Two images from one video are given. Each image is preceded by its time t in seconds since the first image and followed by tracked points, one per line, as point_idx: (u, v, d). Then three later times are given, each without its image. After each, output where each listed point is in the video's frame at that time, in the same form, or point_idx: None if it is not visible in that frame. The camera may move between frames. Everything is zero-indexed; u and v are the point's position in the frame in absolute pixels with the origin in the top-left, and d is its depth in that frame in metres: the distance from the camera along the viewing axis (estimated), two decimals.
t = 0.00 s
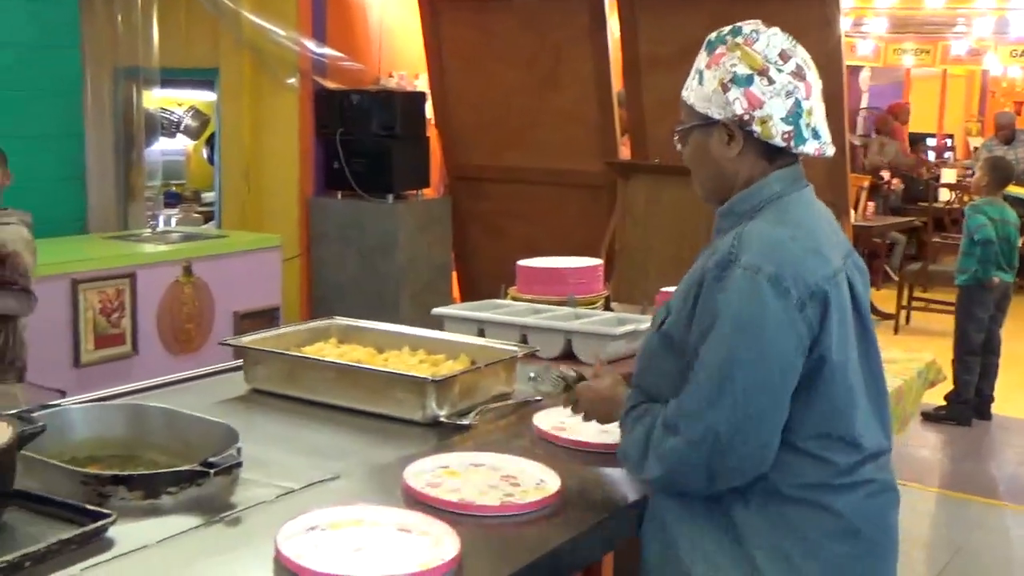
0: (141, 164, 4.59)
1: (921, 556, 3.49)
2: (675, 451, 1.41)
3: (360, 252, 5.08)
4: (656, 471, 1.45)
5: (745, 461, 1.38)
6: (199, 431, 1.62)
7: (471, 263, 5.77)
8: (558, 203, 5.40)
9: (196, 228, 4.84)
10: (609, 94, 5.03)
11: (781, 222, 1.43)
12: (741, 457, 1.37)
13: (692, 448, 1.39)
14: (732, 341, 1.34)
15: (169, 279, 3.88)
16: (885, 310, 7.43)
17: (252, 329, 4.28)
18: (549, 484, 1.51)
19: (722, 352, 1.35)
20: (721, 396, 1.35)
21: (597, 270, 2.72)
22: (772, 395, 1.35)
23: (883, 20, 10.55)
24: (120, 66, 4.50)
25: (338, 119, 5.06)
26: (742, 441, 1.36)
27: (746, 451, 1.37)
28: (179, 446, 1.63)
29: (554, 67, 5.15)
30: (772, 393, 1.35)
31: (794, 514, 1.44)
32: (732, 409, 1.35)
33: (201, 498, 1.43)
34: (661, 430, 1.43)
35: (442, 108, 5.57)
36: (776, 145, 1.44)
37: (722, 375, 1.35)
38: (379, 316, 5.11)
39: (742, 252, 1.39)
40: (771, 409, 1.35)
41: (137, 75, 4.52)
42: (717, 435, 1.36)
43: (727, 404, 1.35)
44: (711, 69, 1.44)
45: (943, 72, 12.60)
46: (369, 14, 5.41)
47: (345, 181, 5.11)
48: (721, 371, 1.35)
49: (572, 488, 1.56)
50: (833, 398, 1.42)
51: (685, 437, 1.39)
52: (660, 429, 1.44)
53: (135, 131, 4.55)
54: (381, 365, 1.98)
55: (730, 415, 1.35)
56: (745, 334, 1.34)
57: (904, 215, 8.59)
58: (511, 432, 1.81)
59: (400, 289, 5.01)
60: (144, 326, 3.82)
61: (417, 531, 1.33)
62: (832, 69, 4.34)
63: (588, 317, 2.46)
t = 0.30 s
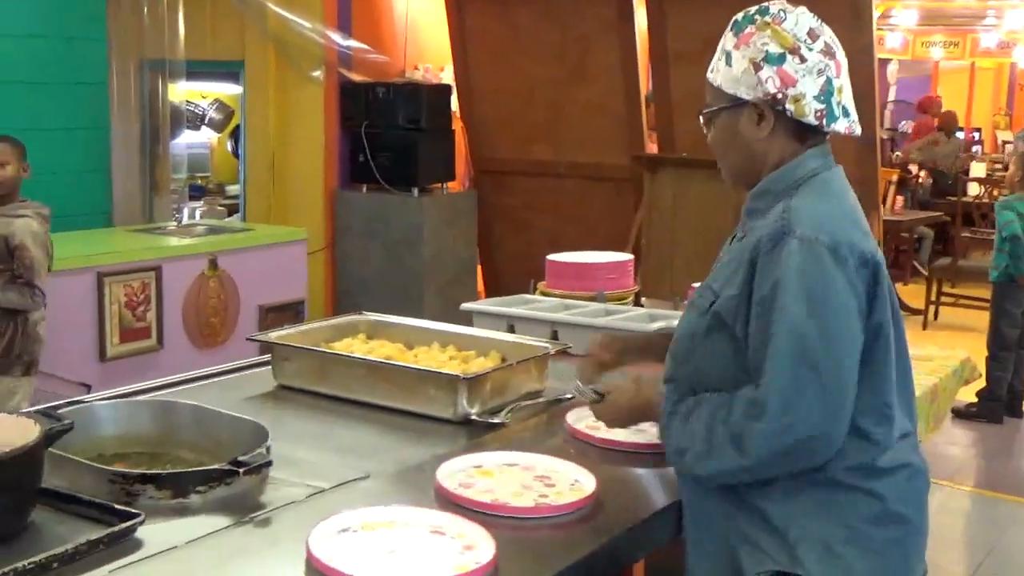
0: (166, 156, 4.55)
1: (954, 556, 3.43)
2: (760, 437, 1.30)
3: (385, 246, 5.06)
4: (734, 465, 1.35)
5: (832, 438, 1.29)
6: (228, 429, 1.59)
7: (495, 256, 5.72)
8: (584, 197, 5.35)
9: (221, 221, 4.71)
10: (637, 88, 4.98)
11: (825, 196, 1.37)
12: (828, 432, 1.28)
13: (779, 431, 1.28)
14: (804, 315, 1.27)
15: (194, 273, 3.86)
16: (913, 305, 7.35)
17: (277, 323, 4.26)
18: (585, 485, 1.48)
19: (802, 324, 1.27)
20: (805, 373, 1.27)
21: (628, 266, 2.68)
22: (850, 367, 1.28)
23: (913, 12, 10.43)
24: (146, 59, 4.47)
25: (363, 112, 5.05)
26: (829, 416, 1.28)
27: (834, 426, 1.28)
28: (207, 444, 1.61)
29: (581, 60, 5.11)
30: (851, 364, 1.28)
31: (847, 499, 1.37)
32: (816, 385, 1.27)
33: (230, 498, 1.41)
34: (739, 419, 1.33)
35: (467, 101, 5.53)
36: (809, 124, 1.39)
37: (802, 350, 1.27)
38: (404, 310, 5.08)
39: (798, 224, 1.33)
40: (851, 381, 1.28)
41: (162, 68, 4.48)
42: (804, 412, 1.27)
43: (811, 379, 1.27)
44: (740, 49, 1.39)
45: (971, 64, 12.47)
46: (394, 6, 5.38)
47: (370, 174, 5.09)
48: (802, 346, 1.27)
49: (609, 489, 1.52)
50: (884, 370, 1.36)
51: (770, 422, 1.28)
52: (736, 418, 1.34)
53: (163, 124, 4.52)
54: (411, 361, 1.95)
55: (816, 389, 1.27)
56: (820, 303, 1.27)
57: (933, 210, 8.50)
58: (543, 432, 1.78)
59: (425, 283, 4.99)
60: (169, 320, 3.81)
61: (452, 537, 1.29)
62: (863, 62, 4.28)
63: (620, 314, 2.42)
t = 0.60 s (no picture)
0: (155, 162, 4.49)
1: (948, 566, 3.41)
2: (775, 445, 1.27)
3: (375, 252, 5.03)
4: (751, 476, 1.32)
5: (843, 436, 1.27)
6: (219, 444, 1.56)
7: (485, 262, 5.69)
8: (576, 203, 5.34)
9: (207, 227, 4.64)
10: (628, 93, 4.96)
11: (802, 201, 1.37)
12: (839, 431, 1.27)
13: (793, 435, 1.26)
14: (806, 319, 1.26)
15: (183, 280, 3.83)
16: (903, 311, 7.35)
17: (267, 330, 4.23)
18: (583, 502, 1.45)
19: (803, 325, 1.25)
20: (811, 373, 1.25)
21: (623, 274, 2.65)
22: (852, 363, 1.27)
23: (903, 17, 10.44)
24: (135, 63, 4.40)
25: (353, 117, 5.02)
26: (839, 414, 1.26)
27: (844, 425, 1.27)
28: (198, 459, 1.58)
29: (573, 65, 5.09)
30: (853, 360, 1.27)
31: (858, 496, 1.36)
32: (823, 384, 1.25)
33: (221, 516, 1.38)
34: (750, 429, 1.30)
35: (458, 106, 5.51)
36: (777, 136, 1.38)
37: (804, 352, 1.25)
38: (393, 317, 5.05)
39: (782, 229, 1.32)
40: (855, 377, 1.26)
41: (151, 72, 4.39)
42: (817, 413, 1.25)
43: (819, 379, 1.25)
44: (702, 67, 1.38)
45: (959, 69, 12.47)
46: (384, 11, 5.35)
47: (360, 180, 5.06)
48: (803, 347, 1.25)
49: (607, 505, 1.50)
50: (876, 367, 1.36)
51: (782, 428, 1.26)
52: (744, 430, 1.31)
53: (150, 130, 4.44)
54: (405, 373, 1.93)
55: (823, 389, 1.25)
56: (819, 303, 1.26)
57: (923, 215, 8.50)
58: (538, 446, 1.75)
59: (414, 290, 4.96)
60: (158, 327, 3.78)
61: (449, 555, 1.26)
62: (855, 69, 4.26)
63: (615, 323, 2.40)
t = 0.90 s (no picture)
0: (142, 198, 4.57)
1: None
2: (682, 475, 1.29)
3: (363, 288, 5.02)
4: (662, 508, 1.32)
5: (760, 480, 1.27)
6: (208, 485, 1.54)
7: (472, 297, 5.68)
8: (563, 237, 5.35)
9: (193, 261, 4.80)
10: (615, 129, 4.98)
11: (767, 243, 1.36)
12: (757, 475, 1.26)
13: (704, 472, 1.26)
14: (733, 355, 1.26)
15: (170, 316, 3.81)
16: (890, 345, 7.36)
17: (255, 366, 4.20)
18: (576, 542, 1.44)
19: (727, 364, 1.26)
20: (729, 413, 1.26)
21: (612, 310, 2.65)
22: (782, 404, 1.26)
23: (886, 53, 10.53)
24: (122, 99, 4.45)
25: (341, 153, 5.02)
26: (752, 455, 1.26)
27: (762, 470, 1.26)
28: (186, 499, 1.56)
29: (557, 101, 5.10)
30: (784, 405, 1.25)
31: (808, 541, 1.35)
32: (739, 427, 1.25)
33: (210, 558, 1.36)
34: (665, 462, 1.32)
35: (444, 141, 5.51)
36: (749, 177, 1.39)
37: (725, 392, 1.26)
38: (381, 352, 5.04)
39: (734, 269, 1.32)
40: (781, 422, 1.25)
41: (139, 109, 4.49)
42: (731, 453, 1.25)
43: (737, 421, 1.25)
44: (672, 112, 1.38)
45: (942, 105, 12.50)
46: (371, 47, 5.36)
47: (348, 215, 5.06)
48: (725, 383, 1.26)
49: (600, 546, 1.49)
50: (837, 416, 1.33)
51: (692, 463, 1.28)
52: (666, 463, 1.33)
53: (137, 165, 4.51)
54: (395, 412, 1.92)
55: (739, 428, 1.25)
56: (751, 342, 1.26)
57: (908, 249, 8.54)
58: (531, 485, 1.74)
59: (402, 325, 4.95)
60: (145, 363, 3.76)
61: None
62: (841, 105, 4.28)
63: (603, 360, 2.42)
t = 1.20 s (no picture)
0: (177, 212, 4.55)
1: None
2: (722, 492, 1.28)
3: (396, 301, 5.03)
4: (701, 525, 1.32)
5: (801, 497, 1.26)
6: (246, 497, 1.55)
7: (506, 310, 5.69)
8: (598, 250, 5.34)
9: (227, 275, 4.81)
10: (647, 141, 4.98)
11: (802, 255, 1.36)
12: (798, 492, 1.25)
13: (743, 488, 1.26)
14: (773, 372, 1.26)
15: (205, 330, 3.84)
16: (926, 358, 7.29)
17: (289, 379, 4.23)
18: (613, 556, 1.43)
19: (766, 379, 1.26)
20: (768, 429, 1.25)
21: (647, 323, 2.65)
22: (823, 420, 1.25)
23: (920, 65, 10.44)
24: (158, 114, 4.46)
25: (374, 166, 5.05)
26: (793, 472, 1.25)
27: (803, 486, 1.25)
28: (225, 511, 1.57)
29: (590, 114, 5.10)
30: (825, 420, 1.25)
31: (847, 557, 1.34)
32: (778, 444, 1.24)
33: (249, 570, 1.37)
34: (701, 477, 1.32)
35: (476, 155, 5.51)
36: (786, 189, 1.39)
37: (764, 408, 1.26)
38: (414, 365, 5.05)
39: (771, 283, 1.32)
40: (821, 439, 1.25)
41: (174, 124, 4.47)
42: (771, 470, 1.25)
43: (776, 437, 1.25)
44: (707, 124, 1.38)
45: (977, 116, 12.39)
46: (403, 61, 5.39)
47: (381, 229, 5.09)
48: (766, 399, 1.26)
49: (637, 559, 1.49)
50: (875, 431, 1.33)
51: (730, 479, 1.27)
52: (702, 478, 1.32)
53: (171, 178, 4.50)
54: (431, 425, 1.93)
55: (780, 444, 1.24)
56: (791, 358, 1.25)
57: (943, 262, 8.45)
58: (566, 498, 1.74)
59: (435, 338, 4.95)
60: (181, 376, 3.79)
61: None
62: (875, 115, 4.26)
63: (637, 373, 2.42)
